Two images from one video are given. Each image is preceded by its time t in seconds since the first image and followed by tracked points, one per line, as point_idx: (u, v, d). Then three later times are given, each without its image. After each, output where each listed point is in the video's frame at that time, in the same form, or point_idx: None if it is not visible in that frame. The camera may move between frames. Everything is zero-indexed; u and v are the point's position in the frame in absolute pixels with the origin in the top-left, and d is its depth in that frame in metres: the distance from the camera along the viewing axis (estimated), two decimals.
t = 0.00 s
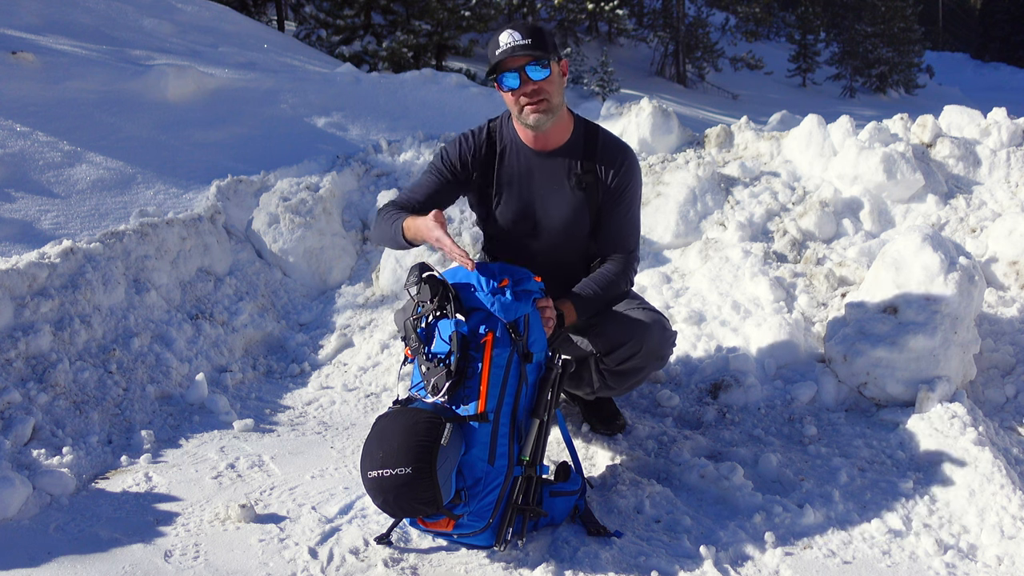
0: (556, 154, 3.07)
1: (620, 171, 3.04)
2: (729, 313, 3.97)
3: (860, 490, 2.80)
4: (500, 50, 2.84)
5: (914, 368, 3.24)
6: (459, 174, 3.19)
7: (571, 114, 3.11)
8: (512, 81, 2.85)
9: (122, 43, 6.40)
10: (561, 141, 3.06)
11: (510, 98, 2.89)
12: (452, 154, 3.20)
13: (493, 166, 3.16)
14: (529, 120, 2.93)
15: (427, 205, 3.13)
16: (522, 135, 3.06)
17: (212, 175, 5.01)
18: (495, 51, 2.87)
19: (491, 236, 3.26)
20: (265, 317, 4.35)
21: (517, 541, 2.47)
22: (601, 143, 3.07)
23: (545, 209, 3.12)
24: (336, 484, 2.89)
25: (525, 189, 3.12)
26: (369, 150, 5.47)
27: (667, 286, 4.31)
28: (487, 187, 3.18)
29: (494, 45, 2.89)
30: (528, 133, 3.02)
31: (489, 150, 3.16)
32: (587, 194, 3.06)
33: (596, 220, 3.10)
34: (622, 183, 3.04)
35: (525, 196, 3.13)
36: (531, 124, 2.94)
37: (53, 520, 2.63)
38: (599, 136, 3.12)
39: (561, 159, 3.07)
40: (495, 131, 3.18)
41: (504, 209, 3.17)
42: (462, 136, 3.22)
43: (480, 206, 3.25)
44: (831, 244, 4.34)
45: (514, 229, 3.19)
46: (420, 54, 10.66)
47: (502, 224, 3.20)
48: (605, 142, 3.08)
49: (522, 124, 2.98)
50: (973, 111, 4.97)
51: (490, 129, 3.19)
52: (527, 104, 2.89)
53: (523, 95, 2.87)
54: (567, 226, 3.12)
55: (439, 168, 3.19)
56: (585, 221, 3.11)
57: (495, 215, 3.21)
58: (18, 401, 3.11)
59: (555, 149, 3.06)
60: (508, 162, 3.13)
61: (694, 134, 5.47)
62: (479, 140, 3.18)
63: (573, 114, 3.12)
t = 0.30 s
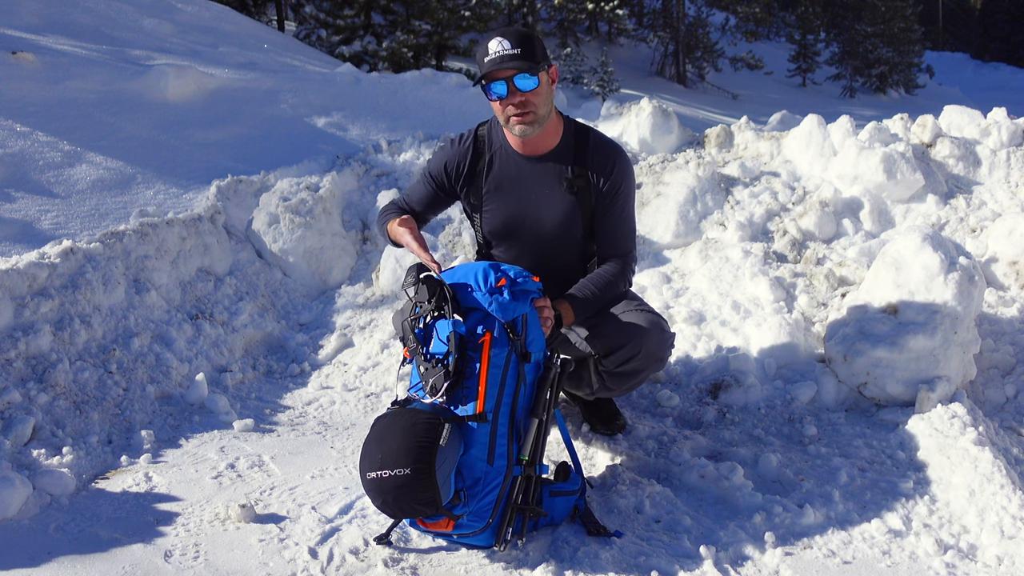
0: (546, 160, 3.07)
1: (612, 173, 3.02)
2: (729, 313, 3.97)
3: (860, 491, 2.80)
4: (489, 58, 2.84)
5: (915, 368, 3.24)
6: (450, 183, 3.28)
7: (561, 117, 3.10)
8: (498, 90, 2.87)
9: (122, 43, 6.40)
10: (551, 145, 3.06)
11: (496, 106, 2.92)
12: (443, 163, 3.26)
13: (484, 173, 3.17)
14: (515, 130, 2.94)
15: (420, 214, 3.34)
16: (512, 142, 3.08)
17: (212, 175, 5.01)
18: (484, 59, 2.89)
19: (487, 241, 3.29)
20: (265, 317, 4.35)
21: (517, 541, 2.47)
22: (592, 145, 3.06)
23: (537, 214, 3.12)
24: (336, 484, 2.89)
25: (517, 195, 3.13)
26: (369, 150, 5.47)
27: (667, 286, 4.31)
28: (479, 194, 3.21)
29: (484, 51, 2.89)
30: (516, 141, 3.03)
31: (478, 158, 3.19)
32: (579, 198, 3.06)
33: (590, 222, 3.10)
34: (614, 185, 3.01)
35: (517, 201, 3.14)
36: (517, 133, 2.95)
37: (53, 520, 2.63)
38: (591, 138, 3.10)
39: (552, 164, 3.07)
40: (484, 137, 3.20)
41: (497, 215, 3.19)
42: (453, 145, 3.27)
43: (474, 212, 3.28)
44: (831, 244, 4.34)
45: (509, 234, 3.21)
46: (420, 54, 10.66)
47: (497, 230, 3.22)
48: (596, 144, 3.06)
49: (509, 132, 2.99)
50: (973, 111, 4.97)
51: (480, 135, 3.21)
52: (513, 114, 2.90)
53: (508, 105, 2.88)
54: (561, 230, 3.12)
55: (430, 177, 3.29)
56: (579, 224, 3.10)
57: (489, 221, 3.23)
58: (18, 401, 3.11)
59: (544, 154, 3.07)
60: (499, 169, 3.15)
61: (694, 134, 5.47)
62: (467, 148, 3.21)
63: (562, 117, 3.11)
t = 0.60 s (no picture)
0: (544, 160, 3.07)
1: (610, 172, 3.02)
2: (729, 313, 3.97)
3: (860, 490, 2.80)
4: (487, 58, 2.83)
5: (915, 368, 3.24)
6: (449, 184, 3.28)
7: (559, 116, 3.11)
8: (497, 90, 2.87)
9: (122, 43, 6.40)
10: (549, 145, 3.06)
11: (495, 106, 2.91)
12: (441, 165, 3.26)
13: (482, 174, 3.17)
14: (513, 130, 2.94)
15: (418, 217, 3.31)
16: (510, 142, 3.08)
17: (212, 175, 5.01)
18: (482, 59, 2.88)
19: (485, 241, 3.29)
20: (265, 317, 4.35)
21: (517, 541, 2.47)
22: (590, 144, 3.06)
23: (535, 214, 3.12)
24: (336, 484, 2.89)
25: (516, 195, 3.13)
26: (369, 150, 5.47)
27: (667, 286, 4.31)
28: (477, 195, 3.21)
29: (482, 51, 2.88)
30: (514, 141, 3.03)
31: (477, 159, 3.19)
32: (578, 197, 3.06)
33: (588, 222, 3.10)
34: (612, 184, 3.02)
35: (515, 201, 3.14)
36: (515, 133, 2.95)
37: (53, 520, 2.63)
38: (588, 138, 3.10)
39: (550, 165, 3.07)
40: (481, 137, 3.20)
41: (495, 216, 3.19)
42: (450, 147, 3.27)
43: (473, 213, 3.28)
44: (831, 244, 4.34)
45: (508, 234, 3.21)
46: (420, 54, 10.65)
47: (496, 231, 3.22)
48: (594, 143, 3.06)
49: (507, 132, 2.99)
50: (973, 111, 4.97)
51: (478, 136, 3.21)
52: (511, 114, 2.89)
53: (506, 106, 2.88)
54: (559, 230, 3.12)
55: (428, 179, 3.29)
56: (578, 224, 3.10)
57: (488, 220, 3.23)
58: (18, 401, 3.11)
59: (542, 154, 3.07)
60: (497, 170, 3.15)
61: (694, 134, 5.47)
62: (465, 149, 3.21)
63: (560, 116, 3.12)
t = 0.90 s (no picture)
0: (545, 160, 3.07)
1: (611, 172, 3.02)
2: (729, 313, 3.97)
3: (860, 491, 2.80)
4: (491, 57, 2.84)
5: (914, 368, 3.24)
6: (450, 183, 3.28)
7: (561, 116, 3.11)
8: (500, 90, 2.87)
9: (122, 43, 6.40)
10: (550, 145, 3.06)
11: (498, 106, 2.92)
12: (443, 165, 3.26)
13: (483, 173, 3.17)
14: (516, 130, 2.94)
15: (421, 217, 3.33)
16: (511, 142, 3.08)
17: (212, 175, 5.01)
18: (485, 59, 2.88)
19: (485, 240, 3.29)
20: (265, 317, 4.35)
21: (517, 541, 2.47)
22: (591, 144, 3.06)
23: (536, 214, 3.12)
24: (336, 484, 2.89)
25: (516, 194, 3.13)
26: (369, 150, 5.48)
27: (667, 286, 4.31)
28: (478, 195, 3.21)
29: (486, 49, 2.89)
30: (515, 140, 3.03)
31: (478, 158, 3.18)
32: (579, 197, 3.05)
33: (589, 222, 3.10)
34: (613, 184, 3.02)
35: (516, 201, 3.14)
36: (518, 133, 2.95)
37: (53, 520, 2.63)
38: (590, 138, 3.11)
39: (552, 164, 3.07)
40: (482, 136, 3.20)
41: (496, 215, 3.19)
42: (452, 146, 3.27)
43: (473, 212, 3.28)
44: (831, 244, 4.34)
45: (508, 234, 3.21)
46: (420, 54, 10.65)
47: (497, 230, 3.22)
48: (596, 143, 3.07)
49: (509, 131, 2.99)
50: (973, 111, 4.97)
51: (479, 136, 3.21)
52: (514, 113, 2.89)
53: (509, 106, 2.88)
54: (560, 230, 3.12)
55: (431, 179, 3.30)
56: (579, 224, 3.10)
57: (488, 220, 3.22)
58: (18, 401, 3.11)
59: (544, 154, 3.07)
60: (498, 169, 3.15)
61: (694, 134, 5.47)
62: (467, 148, 3.21)
63: (562, 116, 3.12)
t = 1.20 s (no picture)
0: (548, 158, 3.08)
1: (613, 172, 3.05)
2: (729, 313, 3.97)
3: (860, 490, 2.80)
4: (514, 42, 2.88)
5: (914, 369, 3.24)
6: (458, 187, 3.24)
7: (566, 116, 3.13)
8: (519, 75, 2.90)
9: (122, 43, 6.40)
10: (554, 143, 3.07)
11: (513, 92, 2.92)
12: (447, 165, 3.25)
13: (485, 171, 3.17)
14: (527, 119, 2.94)
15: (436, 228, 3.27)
16: (517, 138, 3.08)
17: (212, 175, 5.01)
18: (506, 45, 2.92)
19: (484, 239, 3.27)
20: (265, 317, 4.35)
21: (517, 541, 2.47)
22: (594, 144, 3.09)
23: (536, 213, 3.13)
24: (336, 484, 2.89)
25: (517, 192, 3.13)
26: (369, 150, 5.48)
27: (667, 286, 4.31)
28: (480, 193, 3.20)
29: (507, 36, 2.92)
30: (523, 131, 3.02)
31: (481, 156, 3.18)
32: (579, 196, 3.07)
33: (589, 222, 3.11)
34: (614, 184, 3.04)
35: (517, 199, 3.14)
36: (528, 121, 2.94)
37: (53, 520, 2.63)
38: (593, 139, 3.13)
39: (555, 163, 3.08)
40: (487, 135, 3.20)
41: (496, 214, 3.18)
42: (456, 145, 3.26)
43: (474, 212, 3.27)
44: (831, 244, 4.34)
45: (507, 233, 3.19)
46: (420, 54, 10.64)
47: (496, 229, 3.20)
48: (598, 144, 3.09)
49: (519, 120, 2.98)
50: (973, 111, 4.97)
51: (483, 135, 3.21)
52: (528, 100, 2.90)
53: (526, 92, 2.90)
54: (559, 229, 3.12)
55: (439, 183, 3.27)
56: (578, 223, 3.11)
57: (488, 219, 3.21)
58: (18, 401, 3.11)
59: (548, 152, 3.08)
60: (500, 167, 3.15)
61: (694, 134, 5.47)
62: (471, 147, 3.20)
63: (567, 116, 3.14)
